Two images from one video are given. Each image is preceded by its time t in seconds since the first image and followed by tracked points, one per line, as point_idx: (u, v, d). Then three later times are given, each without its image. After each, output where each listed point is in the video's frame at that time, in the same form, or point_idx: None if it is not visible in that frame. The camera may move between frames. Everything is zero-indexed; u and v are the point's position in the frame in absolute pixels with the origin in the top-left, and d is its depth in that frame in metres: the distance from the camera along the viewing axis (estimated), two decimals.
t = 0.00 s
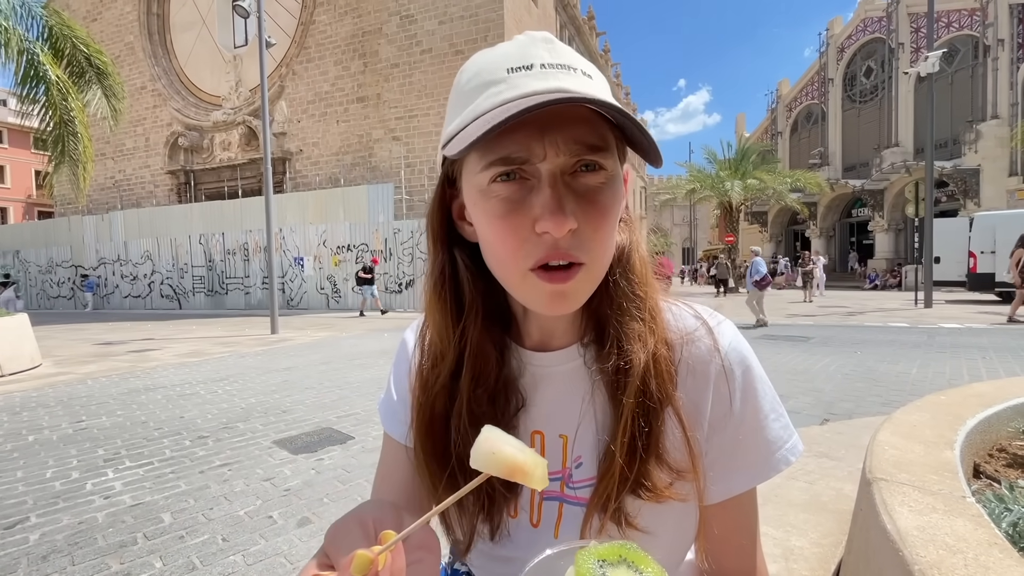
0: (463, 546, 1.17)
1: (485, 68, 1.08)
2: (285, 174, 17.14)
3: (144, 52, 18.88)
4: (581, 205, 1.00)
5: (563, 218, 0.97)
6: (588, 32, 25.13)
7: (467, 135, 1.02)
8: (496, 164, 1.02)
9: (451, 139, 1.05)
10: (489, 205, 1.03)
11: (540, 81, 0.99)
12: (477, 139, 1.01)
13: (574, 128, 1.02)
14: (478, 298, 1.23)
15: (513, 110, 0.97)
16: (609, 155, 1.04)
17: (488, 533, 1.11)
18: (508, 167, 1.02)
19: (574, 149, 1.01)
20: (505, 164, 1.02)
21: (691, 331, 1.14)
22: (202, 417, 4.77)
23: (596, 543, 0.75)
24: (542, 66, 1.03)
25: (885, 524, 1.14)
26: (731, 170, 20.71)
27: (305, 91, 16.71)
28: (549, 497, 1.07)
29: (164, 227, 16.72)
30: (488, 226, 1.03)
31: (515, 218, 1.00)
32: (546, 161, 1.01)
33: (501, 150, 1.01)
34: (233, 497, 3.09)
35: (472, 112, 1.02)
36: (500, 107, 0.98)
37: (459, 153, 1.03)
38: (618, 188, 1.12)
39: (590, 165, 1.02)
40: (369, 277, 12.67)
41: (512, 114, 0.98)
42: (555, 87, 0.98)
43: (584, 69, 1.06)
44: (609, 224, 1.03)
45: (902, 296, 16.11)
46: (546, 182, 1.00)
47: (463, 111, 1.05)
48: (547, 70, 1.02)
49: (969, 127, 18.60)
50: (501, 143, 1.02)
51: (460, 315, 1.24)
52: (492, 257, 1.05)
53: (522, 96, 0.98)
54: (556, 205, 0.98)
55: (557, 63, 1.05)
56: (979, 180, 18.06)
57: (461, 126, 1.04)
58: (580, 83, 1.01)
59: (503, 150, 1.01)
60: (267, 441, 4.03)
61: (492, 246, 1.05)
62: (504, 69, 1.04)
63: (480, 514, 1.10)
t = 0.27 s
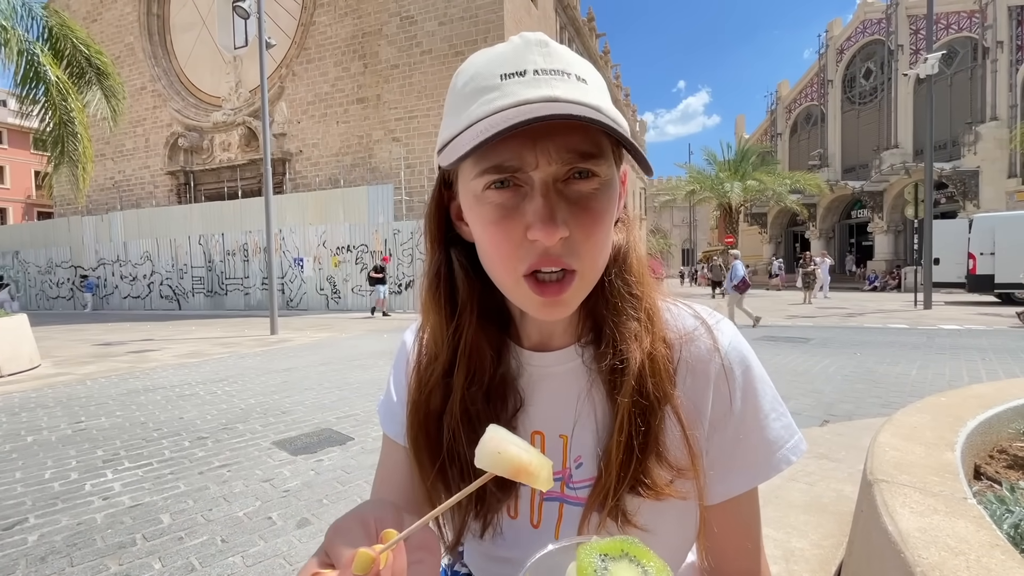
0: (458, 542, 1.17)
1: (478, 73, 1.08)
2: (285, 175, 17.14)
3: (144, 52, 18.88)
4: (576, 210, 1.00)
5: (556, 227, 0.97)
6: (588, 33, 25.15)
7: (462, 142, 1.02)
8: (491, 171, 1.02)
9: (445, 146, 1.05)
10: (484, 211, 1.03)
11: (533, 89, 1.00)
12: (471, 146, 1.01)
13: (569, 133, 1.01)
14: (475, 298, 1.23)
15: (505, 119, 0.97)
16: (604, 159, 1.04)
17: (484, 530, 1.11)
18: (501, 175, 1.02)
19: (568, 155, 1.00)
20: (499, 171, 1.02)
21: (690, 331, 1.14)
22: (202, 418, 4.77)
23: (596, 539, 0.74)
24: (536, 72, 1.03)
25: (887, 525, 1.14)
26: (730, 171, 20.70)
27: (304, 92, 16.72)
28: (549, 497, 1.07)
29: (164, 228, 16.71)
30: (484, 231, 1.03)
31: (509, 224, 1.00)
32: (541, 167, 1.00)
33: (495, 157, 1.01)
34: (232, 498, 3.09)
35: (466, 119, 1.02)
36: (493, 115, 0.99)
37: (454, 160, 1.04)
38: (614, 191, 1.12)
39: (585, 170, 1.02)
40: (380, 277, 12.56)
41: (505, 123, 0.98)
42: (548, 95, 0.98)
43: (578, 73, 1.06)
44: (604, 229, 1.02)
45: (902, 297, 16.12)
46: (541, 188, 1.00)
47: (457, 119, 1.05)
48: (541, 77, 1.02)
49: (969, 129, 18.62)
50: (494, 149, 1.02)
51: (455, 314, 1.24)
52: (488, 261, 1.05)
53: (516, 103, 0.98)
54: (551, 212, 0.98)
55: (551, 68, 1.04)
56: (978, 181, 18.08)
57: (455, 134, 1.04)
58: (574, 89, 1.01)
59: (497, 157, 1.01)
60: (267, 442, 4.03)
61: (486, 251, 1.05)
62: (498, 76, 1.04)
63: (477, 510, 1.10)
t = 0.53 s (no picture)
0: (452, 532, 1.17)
1: (477, 78, 1.07)
2: (285, 176, 17.14)
3: (144, 53, 18.89)
4: (572, 215, 1.00)
5: (550, 232, 0.97)
6: (588, 35, 25.17)
7: (461, 147, 1.02)
8: (488, 176, 1.02)
9: (445, 150, 1.05)
10: (482, 215, 1.04)
11: (529, 96, 1.00)
12: (469, 151, 1.01)
13: (565, 138, 1.01)
14: (473, 296, 1.23)
15: (501, 128, 0.97)
16: (601, 164, 1.03)
17: (479, 520, 1.11)
18: (499, 179, 1.02)
19: (565, 161, 1.00)
20: (495, 176, 1.02)
21: (687, 330, 1.14)
22: (201, 418, 4.77)
23: (589, 526, 0.74)
24: (533, 79, 1.03)
25: (887, 527, 1.14)
26: (730, 173, 20.71)
27: (304, 93, 16.73)
28: (548, 494, 1.07)
29: (164, 229, 16.71)
30: (481, 233, 1.04)
31: (506, 228, 1.00)
32: (538, 173, 1.00)
33: (491, 163, 1.01)
34: (232, 499, 3.08)
35: (465, 125, 1.02)
36: (490, 123, 0.99)
37: (451, 166, 1.05)
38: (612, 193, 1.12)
39: (581, 175, 1.01)
40: (391, 279, 12.57)
41: (503, 132, 0.98)
42: (545, 104, 0.99)
43: (576, 80, 1.06)
44: (599, 233, 1.02)
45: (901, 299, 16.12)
46: (537, 193, 1.00)
47: (456, 124, 1.06)
48: (539, 84, 1.03)
49: (968, 130, 18.63)
50: (491, 155, 1.02)
51: (454, 311, 1.25)
52: (485, 261, 1.06)
53: (513, 111, 0.99)
54: (547, 217, 0.98)
55: (549, 74, 1.04)
56: (978, 183, 18.11)
57: (455, 138, 1.05)
58: (571, 97, 1.01)
59: (493, 163, 1.01)
60: (266, 443, 4.03)
61: (483, 253, 1.06)
62: (496, 82, 1.04)
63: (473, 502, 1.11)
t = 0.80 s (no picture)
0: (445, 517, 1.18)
1: (471, 87, 1.08)
2: (285, 176, 17.16)
3: (144, 53, 18.90)
4: (565, 224, 1.00)
5: (541, 241, 0.98)
6: (588, 36, 25.19)
7: (455, 155, 1.03)
8: (481, 185, 1.03)
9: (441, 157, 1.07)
10: (478, 222, 1.05)
11: (520, 108, 1.02)
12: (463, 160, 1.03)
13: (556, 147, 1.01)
14: (472, 291, 1.24)
15: (493, 143, 0.98)
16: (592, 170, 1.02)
17: (474, 504, 1.11)
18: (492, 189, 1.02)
19: (556, 171, 1.00)
20: (489, 186, 1.02)
21: (682, 323, 1.15)
22: (201, 419, 4.77)
23: (584, 500, 0.75)
24: (525, 88, 1.04)
25: (883, 523, 1.15)
26: (730, 174, 20.73)
27: (304, 94, 16.75)
28: (547, 485, 1.07)
29: (163, 229, 16.71)
30: (478, 240, 1.05)
31: (501, 238, 1.01)
32: (530, 182, 1.01)
33: (485, 173, 1.01)
34: (230, 499, 3.09)
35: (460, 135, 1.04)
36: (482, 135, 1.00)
37: (446, 182, 1.06)
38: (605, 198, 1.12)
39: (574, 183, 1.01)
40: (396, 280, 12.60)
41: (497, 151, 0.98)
42: (535, 116, 1.01)
43: (566, 86, 1.07)
44: (591, 241, 1.02)
45: (900, 300, 16.14)
46: (529, 202, 1.01)
47: (452, 131, 1.07)
48: (529, 93, 1.04)
49: (967, 132, 18.66)
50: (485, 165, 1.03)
51: (454, 304, 1.26)
52: (481, 262, 1.07)
53: (505, 124, 1.00)
54: (538, 228, 0.98)
55: (540, 83, 1.05)
56: (977, 184, 18.14)
57: (452, 145, 1.06)
58: (561, 108, 1.02)
59: (487, 173, 1.01)
60: (266, 443, 4.03)
61: (479, 253, 1.07)
62: (488, 92, 1.05)
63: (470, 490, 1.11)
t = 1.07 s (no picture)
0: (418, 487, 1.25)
1: (462, 74, 1.18)
2: (276, 176, 17.15)
3: (133, 52, 18.79)
4: (541, 191, 1.10)
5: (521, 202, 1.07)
6: (580, 39, 25.34)
7: (445, 130, 1.12)
8: (469, 156, 1.12)
9: (433, 131, 1.15)
10: (462, 192, 1.14)
11: (506, 86, 1.09)
12: (453, 131, 1.11)
13: (536, 126, 1.11)
14: (452, 273, 1.33)
15: (480, 110, 1.07)
16: (566, 152, 1.13)
17: (448, 476, 1.20)
18: (478, 158, 1.12)
19: (536, 147, 1.10)
20: (476, 157, 1.12)
21: (643, 312, 1.25)
22: (190, 417, 4.82)
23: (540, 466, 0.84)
24: (511, 74, 1.12)
25: (831, 496, 1.25)
26: (719, 177, 20.96)
27: (296, 94, 16.73)
28: (514, 459, 1.16)
29: (152, 229, 16.63)
30: (461, 206, 1.14)
31: (483, 201, 1.10)
32: (512, 155, 1.10)
33: (472, 144, 1.11)
34: (220, 494, 3.15)
35: (450, 111, 1.11)
36: (469, 109, 1.09)
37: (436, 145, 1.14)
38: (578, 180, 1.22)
39: (550, 159, 1.11)
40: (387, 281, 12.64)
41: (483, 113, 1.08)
42: (519, 93, 1.08)
43: (549, 76, 1.16)
44: (566, 210, 1.12)
45: (885, 302, 16.41)
46: (510, 172, 1.10)
47: (441, 110, 1.16)
48: (516, 77, 1.12)
49: (951, 137, 19.00)
50: (472, 138, 1.12)
51: (435, 284, 1.35)
52: (462, 232, 1.16)
53: (491, 98, 1.08)
54: (517, 190, 1.08)
55: (524, 72, 1.14)
56: (960, 189, 18.49)
57: (440, 122, 1.15)
58: (543, 90, 1.10)
59: (473, 144, 1.11)
60: (255, 440, 4.09)
61: (460, 221, 1.16)
62: (478, 75, 1.13)
63: (443, 462, 1.20)
